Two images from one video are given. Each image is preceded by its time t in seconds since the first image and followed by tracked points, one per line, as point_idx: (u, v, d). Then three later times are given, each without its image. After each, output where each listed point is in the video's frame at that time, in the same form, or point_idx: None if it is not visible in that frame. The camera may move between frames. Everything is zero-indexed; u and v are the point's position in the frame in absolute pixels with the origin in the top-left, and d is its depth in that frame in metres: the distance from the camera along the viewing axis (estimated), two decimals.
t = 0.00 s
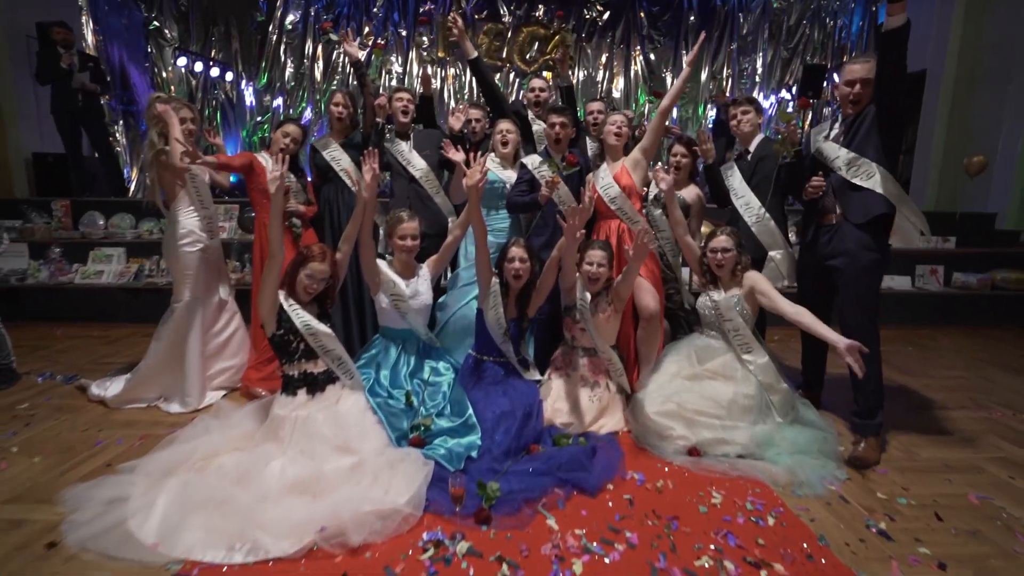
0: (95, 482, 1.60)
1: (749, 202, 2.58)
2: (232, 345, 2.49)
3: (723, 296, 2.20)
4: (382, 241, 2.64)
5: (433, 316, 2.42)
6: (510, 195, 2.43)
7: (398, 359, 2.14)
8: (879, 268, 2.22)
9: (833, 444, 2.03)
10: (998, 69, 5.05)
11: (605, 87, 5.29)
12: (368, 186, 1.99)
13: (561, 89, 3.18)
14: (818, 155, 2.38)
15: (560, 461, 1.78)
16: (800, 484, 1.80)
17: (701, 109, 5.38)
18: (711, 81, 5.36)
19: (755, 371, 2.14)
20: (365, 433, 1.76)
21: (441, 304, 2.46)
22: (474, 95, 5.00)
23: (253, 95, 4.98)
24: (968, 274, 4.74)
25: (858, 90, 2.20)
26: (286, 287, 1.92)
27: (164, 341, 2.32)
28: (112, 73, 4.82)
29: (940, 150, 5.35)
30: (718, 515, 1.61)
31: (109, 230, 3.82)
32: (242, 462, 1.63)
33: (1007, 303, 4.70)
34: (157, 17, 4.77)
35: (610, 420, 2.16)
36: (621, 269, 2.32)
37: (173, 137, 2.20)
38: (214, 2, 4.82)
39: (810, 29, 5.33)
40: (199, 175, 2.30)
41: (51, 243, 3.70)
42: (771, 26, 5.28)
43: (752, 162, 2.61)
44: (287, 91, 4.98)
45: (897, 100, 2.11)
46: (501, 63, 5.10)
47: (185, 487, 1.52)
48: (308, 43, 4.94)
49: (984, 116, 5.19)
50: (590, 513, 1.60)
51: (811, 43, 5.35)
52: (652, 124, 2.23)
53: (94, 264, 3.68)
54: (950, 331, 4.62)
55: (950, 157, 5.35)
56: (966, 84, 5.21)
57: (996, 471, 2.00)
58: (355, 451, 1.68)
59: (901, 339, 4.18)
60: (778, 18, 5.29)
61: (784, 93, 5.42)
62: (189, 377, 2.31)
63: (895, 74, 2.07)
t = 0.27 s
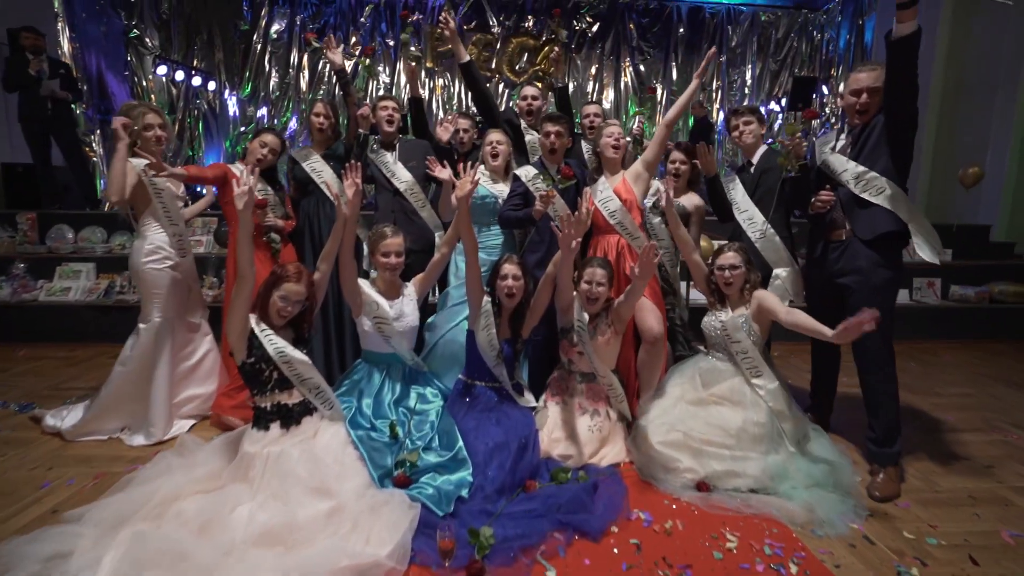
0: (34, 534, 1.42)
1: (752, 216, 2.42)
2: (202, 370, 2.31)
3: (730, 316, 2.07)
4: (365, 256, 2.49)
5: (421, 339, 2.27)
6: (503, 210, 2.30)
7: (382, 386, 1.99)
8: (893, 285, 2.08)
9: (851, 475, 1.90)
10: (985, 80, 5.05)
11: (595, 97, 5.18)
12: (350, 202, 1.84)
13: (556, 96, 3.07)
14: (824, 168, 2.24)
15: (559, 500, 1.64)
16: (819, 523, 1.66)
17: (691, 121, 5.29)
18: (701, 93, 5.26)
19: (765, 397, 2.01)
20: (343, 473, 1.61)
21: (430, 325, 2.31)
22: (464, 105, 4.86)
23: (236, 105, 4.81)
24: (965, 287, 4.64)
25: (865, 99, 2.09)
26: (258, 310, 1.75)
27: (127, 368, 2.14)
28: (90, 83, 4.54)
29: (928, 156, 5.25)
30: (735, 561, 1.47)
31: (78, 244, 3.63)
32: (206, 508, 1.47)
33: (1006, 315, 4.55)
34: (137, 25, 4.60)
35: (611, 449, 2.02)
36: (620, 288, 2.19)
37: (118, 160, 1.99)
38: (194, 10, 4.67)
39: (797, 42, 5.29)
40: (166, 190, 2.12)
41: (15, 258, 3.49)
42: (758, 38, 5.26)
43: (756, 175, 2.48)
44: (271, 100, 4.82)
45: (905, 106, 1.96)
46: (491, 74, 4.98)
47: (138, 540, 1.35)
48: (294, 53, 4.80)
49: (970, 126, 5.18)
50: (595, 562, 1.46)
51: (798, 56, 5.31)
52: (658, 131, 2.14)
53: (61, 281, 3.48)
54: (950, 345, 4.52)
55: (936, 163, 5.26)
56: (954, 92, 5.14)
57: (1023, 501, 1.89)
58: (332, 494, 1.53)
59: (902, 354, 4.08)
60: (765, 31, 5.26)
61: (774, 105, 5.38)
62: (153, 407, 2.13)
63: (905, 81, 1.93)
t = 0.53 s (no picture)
0: None
1: (760, 225, 2.26)
2: (180, 392, 2.17)
3: (742, 330, 1.95)
4: (353, 269, 2.38)
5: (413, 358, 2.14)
6: (499, 220, 2.18)
7: (371, 409, 1.86)
8: (913, 298, 1.94)
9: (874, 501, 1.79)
10: (983, 82, 4.94)
11: (588, 104, 5.08)
12: (338, 212, 1.72)
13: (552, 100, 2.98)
14: (833, 175, 2.11)
15: (566, 537, 1.51)
16: (845, 558, 1.55)
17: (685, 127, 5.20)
18: (695, 99, 5.18)
19: (781, 417, 1.89)
20: (327, 511, 1.47)
21: (422, 342, 2.19)
22: (456, 112, 4.75)
23: (223, 112, 4.66)
24: (967, 293, 4.50)
25: (877, 100, 1.97)
26: (235, 331, 1.62)
27: (97, 391, 2.00)
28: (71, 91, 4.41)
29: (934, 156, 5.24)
30: None
31: (52, 257, 3.47)
32: (175, 552, 1.33)
33: (1008, 322, 4.41)
34: (121, 32, 4.45)
35: (617, 475, 1.89)
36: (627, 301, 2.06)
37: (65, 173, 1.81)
38: (178, 16, 4.53)
39: (789, 48, 5.23)
40: (136, 204, 1.96)
41: None
42: (751, 45, 5.19)
43: (763, 181, 2.34)
44: (259, 108, 4.68)
45: (921, 108, 1.83)
46: (482, 80, 4.86)
47: None
48: (282, 60, 4.67)
49: (967, 128, 5.07)
50: None
51: (791, 62, 5.25)
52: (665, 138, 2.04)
53: (34, 296, 3.31)
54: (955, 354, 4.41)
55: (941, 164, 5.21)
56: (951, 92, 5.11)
57: None
58: (317, 534, 1.40)
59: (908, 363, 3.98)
60: (757, 38, 5.20)
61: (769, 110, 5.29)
62: (125, 434, 1.98)
63: (921, 79, 1.81)
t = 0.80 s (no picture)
0: None
1: (765, 229, 2.15)
2: (161, 412, 2.06)
3: (751, 339, 1.87)
4: (342, 279, 2.28)
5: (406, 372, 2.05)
6: (493, 227, 2.09)
7: (362, 428, 1.75)
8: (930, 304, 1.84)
9: (894, 519, 1.69)
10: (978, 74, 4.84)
11: (582, 106, 4.99)
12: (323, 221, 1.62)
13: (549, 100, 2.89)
14: (841, 178, 1.96)
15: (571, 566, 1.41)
16: None
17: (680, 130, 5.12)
18: (688, 101, 5.10)
19: (795, 431, 1.80)
20: (315, 543, 1.38)
21: (415, 355, 2.10)
22: (448, 116, 4.65)
23: (210, 117, 4.54)
24: (968, 294, 4.41)
25: (888, 99, 1.82)
26: (213, 349, 1.52)
27: (71, 412, 1.88)
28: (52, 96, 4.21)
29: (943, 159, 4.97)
30: None
31: (29, 267, 3.34)
32: None
33: (1009, 323, 4.31)
34: (104, 35, 4.32)
35: (624, 494, 1.79)
36: (631, 310, 1.97)
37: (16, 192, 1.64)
38: (162, 19, 4.41)
39: (781, 50, 5.18)
40: (109, 214, 1.79)
41: None
42: (744, 46, 5.13)
43: (768, 184, 2.25)
44: (246, 112, 4.56)
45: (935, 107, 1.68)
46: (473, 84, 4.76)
47: None
48: (270, 64, 4.56)
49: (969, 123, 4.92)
50: None
51: (783, 64, 5.20)
52: (669, 142, 1.97)
53: (9, 308, 3.18)
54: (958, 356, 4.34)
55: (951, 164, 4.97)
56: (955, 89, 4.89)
57: None
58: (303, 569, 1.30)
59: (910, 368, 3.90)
60: (750, 39, 5.14)
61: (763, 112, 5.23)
62: (102, 456, 1.86)
63: (936, 75, 1.64)
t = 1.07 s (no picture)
0: None
1: (770, 229, 2.10)
2: (145, 427, 1.96)
3: (759, 343, 1.80)
4: (332, 285, 2.21)
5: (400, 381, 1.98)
6: (488, 230, 2.02)
7: (354, 441, 1.67)
8: (941, 306, 1.77)
9: (909, 531, 1.63)
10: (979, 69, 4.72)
11: (575, 106, 4.92)
12: (308, 227, 1.54)
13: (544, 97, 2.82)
14: (848, 176, 1.88)
15: None
16: None
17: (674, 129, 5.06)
18: (682, 100, 5.04)
19: (805, 438, 1.73)
20: (304, 566, 1.30)
21: (409, 362, 2.03)
22: (440, 117, 4.57)
23: (197, 118, 4.43)
24: (966, 293, 4.35)
25: (895, 94, 1.72)
26: (195, 363, 1.45)
27: (50, 427, 1.80)
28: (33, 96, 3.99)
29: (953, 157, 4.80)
30: None
31: (7, 274, 3.22)
32: None
33: (1009, 321, 4.26)
34: (87, 35, 4.19)
35: (629, 506, 1.72)
36: (633, 316, 1.90)
37: None
38: (147, 19, 4.30)
39: (773, 49, 5.12)
40: (83, 218, 1.75)
41: None
42: (736, 45, 5.08)
43: (771, 184, 2.17)
44: (234, 113, 4.46)
45: (945, 102, 1.59)
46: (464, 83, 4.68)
47: None
48: (259, 64, 4.47)
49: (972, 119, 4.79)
50: None
51: (776, 63, 5.14)
52: (672, 141, 1.91)
53: None
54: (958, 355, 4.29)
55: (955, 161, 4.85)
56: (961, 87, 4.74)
57: None
58: None
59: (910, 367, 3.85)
60: (742, 38, 5.09)
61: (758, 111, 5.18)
62: (83, 476, 1.77)
63: (947, 69, 1.55)
